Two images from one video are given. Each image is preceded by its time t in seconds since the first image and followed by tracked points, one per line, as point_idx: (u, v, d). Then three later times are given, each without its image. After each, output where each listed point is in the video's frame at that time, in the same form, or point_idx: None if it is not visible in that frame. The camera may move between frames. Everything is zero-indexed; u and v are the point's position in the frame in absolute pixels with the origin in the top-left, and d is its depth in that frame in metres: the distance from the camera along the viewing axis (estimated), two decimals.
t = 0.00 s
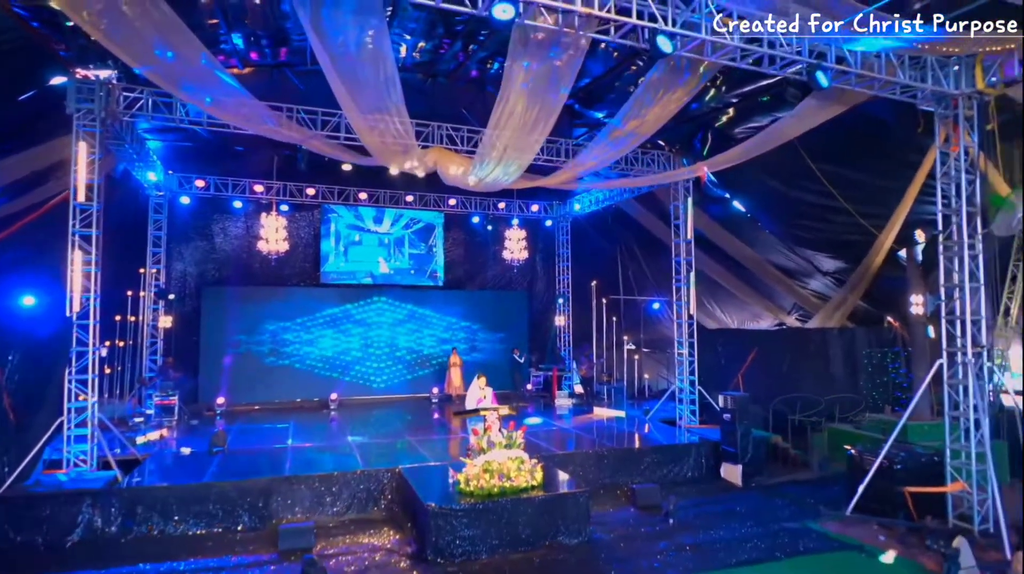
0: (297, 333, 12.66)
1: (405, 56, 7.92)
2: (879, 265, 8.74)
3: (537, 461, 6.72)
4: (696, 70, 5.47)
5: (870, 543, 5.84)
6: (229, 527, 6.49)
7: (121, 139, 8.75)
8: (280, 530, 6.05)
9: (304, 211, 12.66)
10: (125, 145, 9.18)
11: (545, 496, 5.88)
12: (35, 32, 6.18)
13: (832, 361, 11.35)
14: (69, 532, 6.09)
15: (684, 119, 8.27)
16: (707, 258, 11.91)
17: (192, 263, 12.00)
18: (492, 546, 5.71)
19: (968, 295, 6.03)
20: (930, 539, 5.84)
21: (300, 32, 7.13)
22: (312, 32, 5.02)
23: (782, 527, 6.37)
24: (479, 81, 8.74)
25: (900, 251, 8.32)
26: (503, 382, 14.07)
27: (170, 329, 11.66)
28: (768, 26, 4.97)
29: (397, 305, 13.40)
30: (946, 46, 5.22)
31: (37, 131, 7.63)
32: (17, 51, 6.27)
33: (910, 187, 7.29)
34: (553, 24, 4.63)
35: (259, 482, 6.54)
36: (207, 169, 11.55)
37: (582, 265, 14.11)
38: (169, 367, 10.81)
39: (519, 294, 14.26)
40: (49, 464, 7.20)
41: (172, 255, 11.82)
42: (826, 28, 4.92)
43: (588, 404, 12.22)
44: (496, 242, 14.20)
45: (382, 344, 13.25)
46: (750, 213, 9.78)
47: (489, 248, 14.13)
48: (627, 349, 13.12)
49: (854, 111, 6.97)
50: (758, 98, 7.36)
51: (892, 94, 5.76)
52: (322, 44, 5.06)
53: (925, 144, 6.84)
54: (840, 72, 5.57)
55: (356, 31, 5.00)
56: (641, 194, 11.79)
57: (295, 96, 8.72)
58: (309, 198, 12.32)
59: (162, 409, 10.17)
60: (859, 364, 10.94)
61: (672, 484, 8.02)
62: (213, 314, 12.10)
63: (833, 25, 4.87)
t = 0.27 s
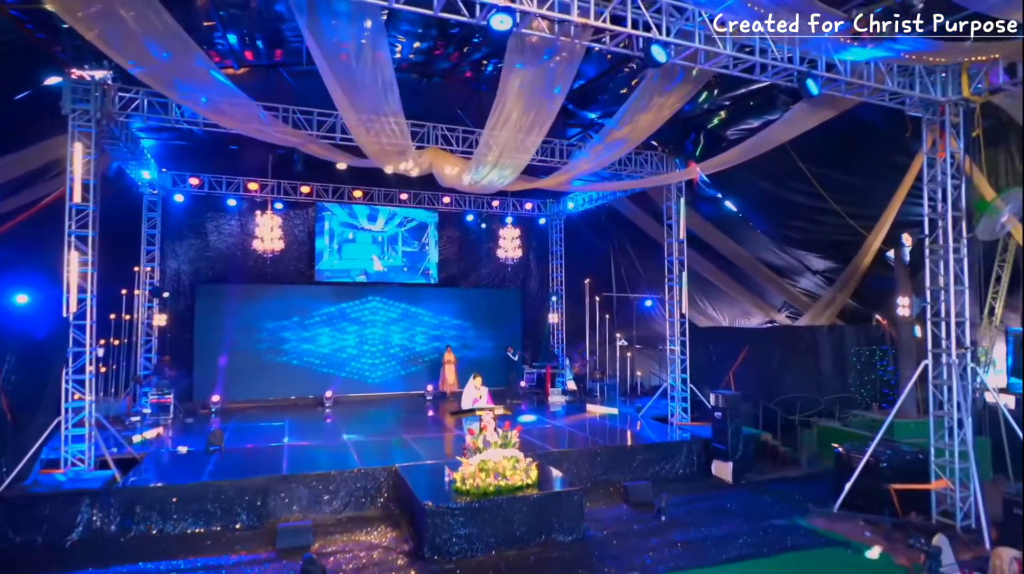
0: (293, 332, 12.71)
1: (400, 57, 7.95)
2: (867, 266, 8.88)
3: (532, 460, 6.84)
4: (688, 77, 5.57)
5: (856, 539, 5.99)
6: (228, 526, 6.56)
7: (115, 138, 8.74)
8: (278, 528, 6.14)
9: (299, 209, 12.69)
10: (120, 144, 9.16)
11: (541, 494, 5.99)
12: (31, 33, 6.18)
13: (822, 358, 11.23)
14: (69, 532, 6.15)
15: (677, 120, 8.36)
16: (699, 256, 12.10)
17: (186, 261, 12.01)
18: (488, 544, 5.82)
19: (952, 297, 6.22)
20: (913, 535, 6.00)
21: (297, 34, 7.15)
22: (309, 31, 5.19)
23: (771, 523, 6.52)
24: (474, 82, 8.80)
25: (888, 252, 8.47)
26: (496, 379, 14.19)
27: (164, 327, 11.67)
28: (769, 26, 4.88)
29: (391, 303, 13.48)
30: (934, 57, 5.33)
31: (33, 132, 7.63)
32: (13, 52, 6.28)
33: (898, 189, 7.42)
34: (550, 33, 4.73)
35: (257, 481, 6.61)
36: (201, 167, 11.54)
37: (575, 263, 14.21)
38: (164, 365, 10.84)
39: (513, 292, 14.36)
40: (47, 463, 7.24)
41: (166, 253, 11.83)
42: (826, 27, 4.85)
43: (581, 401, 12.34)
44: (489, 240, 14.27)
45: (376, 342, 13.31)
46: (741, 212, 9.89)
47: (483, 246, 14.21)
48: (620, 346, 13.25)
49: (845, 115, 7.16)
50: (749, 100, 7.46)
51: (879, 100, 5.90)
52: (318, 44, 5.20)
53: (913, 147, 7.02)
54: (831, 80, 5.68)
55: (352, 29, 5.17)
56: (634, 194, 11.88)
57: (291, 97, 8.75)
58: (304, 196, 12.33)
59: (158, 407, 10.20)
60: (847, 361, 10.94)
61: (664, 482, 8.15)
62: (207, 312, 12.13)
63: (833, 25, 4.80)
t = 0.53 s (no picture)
0: (285, 329, 12.75)
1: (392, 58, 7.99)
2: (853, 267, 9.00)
3: (524, 457, 6.96)
4: (678, 83, 5.69)
5: (837, 533, 6.19)
6: (224, 523, 6.65)
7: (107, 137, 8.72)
8: (275, 526, 6.25)
9: (290, 206, 12.71)
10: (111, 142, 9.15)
11: (533, 491, 6.12)
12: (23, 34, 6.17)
13: (807, 354, 11.61)
14: (66, 531, 6.22)
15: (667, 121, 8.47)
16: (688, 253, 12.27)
17: (177, 257, 12.01)
18: (481, 540, 5.95)
19: (932, 297, 6.45)
20: (892, 528, 6.21)
21: (290, 35, 7.17)
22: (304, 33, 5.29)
23: (756, 517, 6.70)
24: (466, 83, 8.86)
25: (872, 252, 8.63)
26: (487, 374, 14.33)
27: (155, 324, 11.68)
28: (769, 25, 4.81)
29: (382, 299, 13.56)
30: (917, 67, 5.48)
31: (24, 131, 7.62)
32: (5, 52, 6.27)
33: (882, 192, 7.56)
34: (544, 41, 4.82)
35: (253, 478, 6.71)
36: (191, 164, 11.52)
37: (565, 260, 14.35)
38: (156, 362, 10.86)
39: (503, 288, 14.48)
40: (42, 461, 7.28)
41: (157, 250, 11.82)
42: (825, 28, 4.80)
43: (571, 397, 12.50)
44: (481, 236, 14.36)
45: (368, 338, 13.38)
46: (729, 211, 10.05)
47: (474, 242, 14.30)
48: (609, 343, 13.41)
49: (832, 119, 7.36)
50: (738, 101, 7.59)
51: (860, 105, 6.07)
52: (313, 47, 5.29)
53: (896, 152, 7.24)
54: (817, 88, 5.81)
55: (347, 34, 5.28)
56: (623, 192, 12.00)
57: (283, 96, 8.77)
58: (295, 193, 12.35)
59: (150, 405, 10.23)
60: (833, 358, 11.10)
61: (653, 477, 8.33)
62: (199, 309, 12.15)
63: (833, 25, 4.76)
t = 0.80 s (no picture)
0: (276, 325, 12.80)
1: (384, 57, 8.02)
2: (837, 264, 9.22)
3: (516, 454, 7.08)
4: (667, 88, 5.81)
5: (819, 525, 6.40)
6: (219, 520, 6.74)
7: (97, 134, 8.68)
8: (271, 522, 6.35)
9: (280, 201, 12.70)
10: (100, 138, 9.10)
11: (525, 486, 6.27)
12: (13, 32, 6.14)
13: (791, 348, 11.87)
14: (62, 528, 6.27)
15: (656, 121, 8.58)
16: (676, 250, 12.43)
17: (167, 253, 11.98)
18: (474, 534, 6.09)
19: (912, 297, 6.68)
20: (872, 520, 6.42)
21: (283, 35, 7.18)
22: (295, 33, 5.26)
23: (741, 510, 6.89)
24: (457, 82, 8.92)
25: (856, 250, 8.83)
26: (478, 369, 14.46)
27: (145, 319, 11.67)
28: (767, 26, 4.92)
29: (373, 294, 13.62)
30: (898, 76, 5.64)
31: (14, 129, 7.58)
32: None
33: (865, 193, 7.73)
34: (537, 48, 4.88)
35: (248, 475, 6.80)
36: (181, 159, 11.47)
37: (554, 255, 14.48)
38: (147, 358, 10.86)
39: (493, 283, 14.59)
40: (36, 459, 7.30)
41: (146, 245, 11.78)
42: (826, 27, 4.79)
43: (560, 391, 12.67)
44: (471, 232, 14.45)
45: (359, 333, 13.45)
46: (717, 209, 10.21)
47: (464, 238, 14.38)
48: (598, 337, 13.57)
49: (817, 121, 7.49)
50: (726, 103, 7.72)
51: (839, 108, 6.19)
52: (305, 47, 5.24)
53: (876, 154, 7.46)
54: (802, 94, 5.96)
55: (340, 34, 5.26)
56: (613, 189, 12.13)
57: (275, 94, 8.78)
58: (285, 188, 12.34)
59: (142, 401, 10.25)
60: (816, 352, 11.36)
61: (641, 471, 8.51)
62: (189, 304, 12.15)
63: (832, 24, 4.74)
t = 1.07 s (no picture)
0: (270, 320, 12.85)
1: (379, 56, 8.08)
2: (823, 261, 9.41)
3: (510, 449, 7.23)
4: (659, 93, 5.94)
5: (804, 517, 6.59)
6: (217, 515, 6.83)
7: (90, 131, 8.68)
8: (269, 517, 6.44)
9: (273, 197, 12.72)
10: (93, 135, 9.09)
11: (519, 481, 6.41)
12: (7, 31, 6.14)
13: (779, 344, 11.76)
14: (61, 525, 6.34)
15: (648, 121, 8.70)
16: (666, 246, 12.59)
17: (159, 249, 11.99)
18: (469, 528, 6.22)
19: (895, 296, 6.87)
20: (855, 512, 6.61)
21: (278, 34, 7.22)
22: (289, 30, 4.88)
23: (729, 503, 7.07)
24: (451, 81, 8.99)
25: (842, 249, 9.02)
26: (470, 364, 14.58)
27: (138, 315, 11.68)
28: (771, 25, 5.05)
29: (366, 290, 13.68)
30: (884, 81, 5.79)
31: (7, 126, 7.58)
32: None
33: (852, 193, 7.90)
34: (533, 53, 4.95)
35: (246, 471, 6.89)
36: (174, 155, 11.46)
37: (546, 251, 14.60)
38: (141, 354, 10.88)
39: (486, 279, 14.69)
40: (33, 456, 7.35)
41: (138, 241, 11.77)
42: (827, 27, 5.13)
43: (552, 386, 12.81)
44: (463, 228, 14.54)
45: (352, 329, 13.52)
46: (706, 207, 10.36)
47: (457, 233, 14.46)
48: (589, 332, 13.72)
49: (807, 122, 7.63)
50: (716, 105, 7.85)
51: (822, 108, 6.31)
52: (300, 47, 4.92)
53: (863, 155, 7.62)
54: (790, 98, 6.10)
55: (334, 35, 4.89)
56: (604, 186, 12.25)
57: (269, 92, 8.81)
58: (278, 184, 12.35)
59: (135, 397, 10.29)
60: (803, 348, 11.48)
61: (631, 465, 8.68)
62: (182, 300, 12.16)
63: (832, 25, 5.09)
